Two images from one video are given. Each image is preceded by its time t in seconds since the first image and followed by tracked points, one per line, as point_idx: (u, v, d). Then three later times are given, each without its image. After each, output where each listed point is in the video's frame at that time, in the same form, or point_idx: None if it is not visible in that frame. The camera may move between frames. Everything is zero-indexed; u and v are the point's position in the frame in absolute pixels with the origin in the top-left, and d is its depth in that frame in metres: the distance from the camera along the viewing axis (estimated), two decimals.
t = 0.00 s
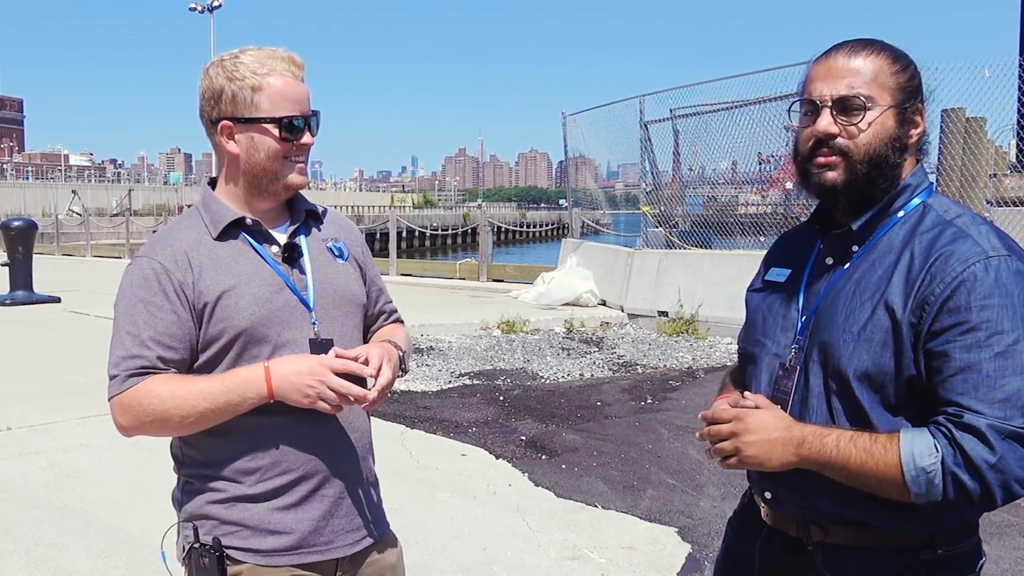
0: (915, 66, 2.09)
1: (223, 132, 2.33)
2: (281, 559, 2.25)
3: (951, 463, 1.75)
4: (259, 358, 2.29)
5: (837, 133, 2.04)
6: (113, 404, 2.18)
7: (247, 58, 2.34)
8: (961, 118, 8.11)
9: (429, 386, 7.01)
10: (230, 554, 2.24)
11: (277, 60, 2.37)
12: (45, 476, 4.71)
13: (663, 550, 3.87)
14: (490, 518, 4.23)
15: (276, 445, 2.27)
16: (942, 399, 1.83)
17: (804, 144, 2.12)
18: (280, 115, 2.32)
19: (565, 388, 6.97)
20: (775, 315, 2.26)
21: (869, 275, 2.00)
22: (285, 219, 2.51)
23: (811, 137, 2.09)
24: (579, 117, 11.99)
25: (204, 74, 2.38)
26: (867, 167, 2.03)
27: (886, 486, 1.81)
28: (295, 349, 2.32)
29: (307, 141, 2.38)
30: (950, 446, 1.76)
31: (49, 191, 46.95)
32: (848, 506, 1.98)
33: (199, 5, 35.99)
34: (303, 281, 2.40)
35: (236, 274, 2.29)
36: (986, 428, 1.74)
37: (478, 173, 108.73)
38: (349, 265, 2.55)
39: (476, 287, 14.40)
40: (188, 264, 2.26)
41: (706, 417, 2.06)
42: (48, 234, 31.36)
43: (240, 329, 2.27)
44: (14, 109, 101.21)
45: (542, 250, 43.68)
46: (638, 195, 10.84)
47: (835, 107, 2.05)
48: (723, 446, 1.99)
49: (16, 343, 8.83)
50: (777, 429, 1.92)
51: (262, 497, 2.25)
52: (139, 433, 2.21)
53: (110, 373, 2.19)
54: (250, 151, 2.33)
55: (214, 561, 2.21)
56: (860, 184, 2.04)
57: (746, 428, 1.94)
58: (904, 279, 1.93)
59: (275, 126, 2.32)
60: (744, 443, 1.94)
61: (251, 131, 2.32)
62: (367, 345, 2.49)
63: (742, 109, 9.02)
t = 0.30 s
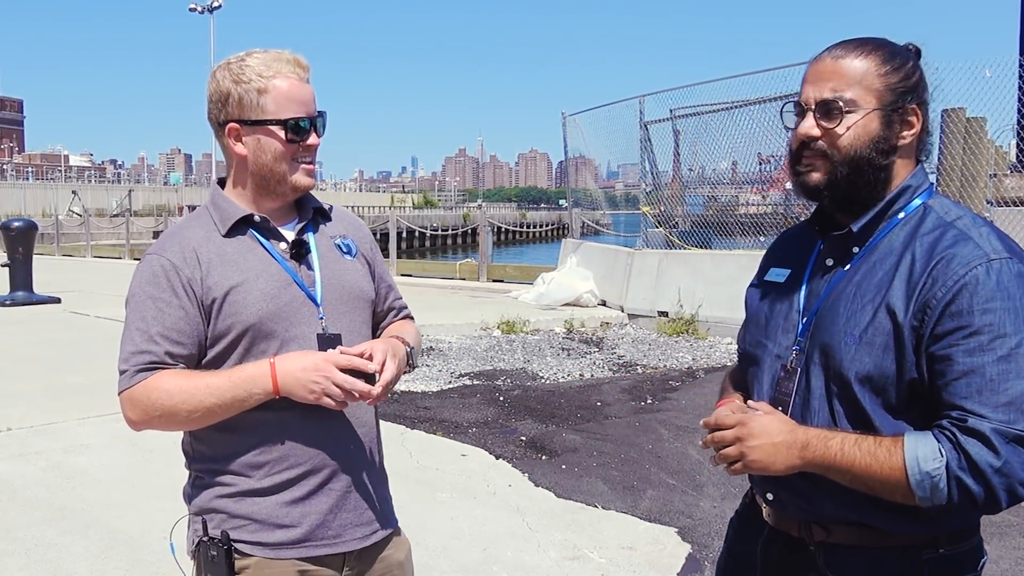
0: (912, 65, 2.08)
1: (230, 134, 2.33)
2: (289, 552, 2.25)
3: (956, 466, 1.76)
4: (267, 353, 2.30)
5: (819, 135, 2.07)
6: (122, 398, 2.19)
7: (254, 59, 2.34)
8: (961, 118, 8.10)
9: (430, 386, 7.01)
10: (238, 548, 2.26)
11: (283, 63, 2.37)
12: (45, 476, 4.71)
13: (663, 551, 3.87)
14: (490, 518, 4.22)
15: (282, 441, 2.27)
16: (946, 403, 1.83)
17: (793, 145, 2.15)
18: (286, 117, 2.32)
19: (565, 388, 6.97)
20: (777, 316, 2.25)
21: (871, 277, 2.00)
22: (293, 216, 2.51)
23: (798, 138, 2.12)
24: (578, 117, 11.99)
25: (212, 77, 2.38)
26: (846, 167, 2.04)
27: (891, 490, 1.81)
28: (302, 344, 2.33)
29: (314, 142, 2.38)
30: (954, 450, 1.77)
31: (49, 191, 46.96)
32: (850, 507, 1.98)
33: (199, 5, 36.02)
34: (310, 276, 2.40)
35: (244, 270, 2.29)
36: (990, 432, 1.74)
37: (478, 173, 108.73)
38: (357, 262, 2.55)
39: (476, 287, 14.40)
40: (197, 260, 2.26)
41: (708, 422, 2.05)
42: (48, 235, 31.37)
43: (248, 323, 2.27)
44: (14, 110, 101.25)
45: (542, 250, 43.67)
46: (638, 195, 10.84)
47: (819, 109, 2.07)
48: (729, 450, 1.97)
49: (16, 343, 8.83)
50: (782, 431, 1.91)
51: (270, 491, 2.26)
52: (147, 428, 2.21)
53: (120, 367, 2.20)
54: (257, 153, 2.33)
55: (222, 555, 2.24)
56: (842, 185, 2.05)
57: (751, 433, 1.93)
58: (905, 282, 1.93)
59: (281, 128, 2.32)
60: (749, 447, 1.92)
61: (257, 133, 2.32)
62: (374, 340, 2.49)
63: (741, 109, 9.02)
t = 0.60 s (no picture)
0: (903, 72, 2.06)
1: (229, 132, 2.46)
2: (293, 546, 2.26)
3: (966, 467, 1.76)
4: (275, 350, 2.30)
5: (793, 140, 2.12)
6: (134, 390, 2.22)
7: (266, 62, 2.43)
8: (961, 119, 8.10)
9: (430, 387, 7.01)
10: (243, 541, 2.27)
11: (281, 66, 2.42)
12: (45, 476, 4.71)
13: (663, 551, 3.87)
14: (490, 519, 4.22)
15: (287, 437, 2.27)
16: (951, 404, 1.83)
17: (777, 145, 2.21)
18: (264, 115, 2.37)
19: (565, 388, 6.97)
20: (777, 315, 2.25)
21: (873, 276, 1.99)
22: (305, 216, 2.52)
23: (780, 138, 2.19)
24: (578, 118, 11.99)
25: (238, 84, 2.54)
26: (815, 174, 2.10)
27: (899, 492, 1.81)
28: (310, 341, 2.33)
29: (291, 141, 2.37)
30: (963, 451, 1.76)
31: (49, 192, 46.97)
32: (847, 507, 1.98)
33: (199, 6, 36.08)
34: (321, 274, 2.41)
35: (254, 267, 2.30)
36: (999, 433, 1.74)
37: (478, 174, 108.74)
38: (370, 261, 2.54)
39: (476, 287, 14.40)
40: (208, 259, 2.28)
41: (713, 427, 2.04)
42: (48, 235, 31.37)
43: (257, 320, 2.28)
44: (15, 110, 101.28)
45: (542, 250, 43.65)
46: (638, 196, 10.84)
47: (796, 115, 2.12)
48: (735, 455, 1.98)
49: (16, 343, 8.82)
50: (787, 433, 1.92)
51: (276, 485, 2.26)
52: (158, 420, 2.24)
53: (132, 362, 2.23)
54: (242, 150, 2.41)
55: (227, 547, 2.25)
56: (811, 190, 2.11)
57: (756, 438, 1.93)
58: (908, 282, 1.93)
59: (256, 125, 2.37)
60: (755, 454, 1.93)
61: (242, 131, 2.40)
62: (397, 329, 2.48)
63: (741, 110, 9.01)
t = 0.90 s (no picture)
0: (902, 74, 2.06)
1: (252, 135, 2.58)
2: (287, 541, 2.33)
3: (965, 466, 1.76)
4: (272, 346, 2.37)
5: (791, 140, 2.14)
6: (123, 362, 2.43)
7: (286, 66, 2.55)
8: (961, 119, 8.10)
9: (430, 387, 7.01)
10: (241, 533, 2.36)
11: (301, 72, 2.53)
12: (46, 477, 4.72)
13: (663, 551, 3.87)
14: (490, 519, 4.23)
15: (285, 433, 2.34)
16: (950, 403, 1.84)
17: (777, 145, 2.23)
18: (282, 118, 2.48)
19: (565, 389, 6.97)
20: (777, 314, 2.26)
21: (872, 274, 2.00)
22: (320, 216, 2.59)
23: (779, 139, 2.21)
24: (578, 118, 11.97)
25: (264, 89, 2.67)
26: (811, 175, 2.11)
27: (898, 491, 1.81)
28: (309, 340, 2.37)
29: (306, 143, 2.46)
30: (964, 450, 1.76)
31: (49, 192, 46.93)
32: (848, 506, 1.98)
33: (200, 6, 36.10)
34: (326, 273, 2.47)
35: (259, 265, 2.42)
36: (998, 431, 1.75)
37: (478, 174, 108.71)
38: (382, 263, 2.56)
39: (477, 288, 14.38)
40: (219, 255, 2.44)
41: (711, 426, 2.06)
42: (48, 236, 31.33)
43: (256, 314, 2.37)
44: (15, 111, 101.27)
45: (542, 251, 43.62)
46: (639, 196, 10.84)
47: (794, 115, 2.13)
48: (734, 455, 1.99)
49: (15, 344, 8.81)
50: (784, 432, 1.93)
51: (272, 479, 2.35)
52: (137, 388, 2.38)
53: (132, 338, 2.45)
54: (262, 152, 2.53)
55: (225, 536, 2.36)
56: (809, 191, 2.12)
57: (755, 438, 1.94)
58: (906, 280, 1.93)
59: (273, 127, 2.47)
60: (753, 453, 1.94)
61: (260, 133, 2.51)
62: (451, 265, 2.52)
63: (741, 110, 9.02)
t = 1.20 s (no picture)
0: (898, 73, 2.06)
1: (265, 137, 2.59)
2: (278, 538, 2.33)
3: (968, 466, 1.76)
4: (270, 341, 2.39)
5: (789, 141, 2.14)
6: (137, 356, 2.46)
7: (297, 71, 2.55)
8: (962, 119, 8.10)
9: (430, 387, 7.01)
10: (234, 527, 2.37)
11: (315, 77, 2.54)
12: (46, 477, 4.72)
13: (663, 551, 3.87)
14: (490, 519, 4.23)
15: (279, 428, 2.35)
16: (950, 403, 1.84)
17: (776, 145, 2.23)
18: (296, 122, 2.48)
19: (565, 389, 6.98)
20: (776, 315, 2.26)
21: (871, 275, 2.00)
22: (333, 217, 2.60)
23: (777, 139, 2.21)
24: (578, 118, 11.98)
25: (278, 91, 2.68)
26: (807, 175, 2.12)
27: (901, 493, 1.81)
28: (307, 336, 2.39)
29: (320, 147, 2.47)
30: (967, 450, 1.76)
31: (50, 192, 46.94)
32: (850, 508, 1.98)
33: (200, 7, 36.13)
34: (330, 272, 2.48)
35: (264, 261, 2.45)
36: (1000, 430, 1.75)
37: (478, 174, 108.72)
38: (389, 264, 2.56)
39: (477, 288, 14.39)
40: (228, 251, 2.49)
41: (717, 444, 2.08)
42: (47, 236, 31.32)
43: (257, 309, 2.40)
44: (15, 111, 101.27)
45: (542, 251, 43.59)
46: (639, 197, 10.84)
47: (792, 116, 2.13)
48: (736, 462, 2.00)
49: (16, 344, 8.81)
50: (785, 440, 1.94)
51: (264, 475, 2.36)
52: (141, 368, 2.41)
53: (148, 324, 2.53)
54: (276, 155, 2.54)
55: (219, 531, 2.37)
56: (806, 192, 2.13)
57: (755, 444, 1.96)
58: (905, 280, 1.93)
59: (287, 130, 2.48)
60: (754, 459, 1.96)
61: (273, 136, 2.53)
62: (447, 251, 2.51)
63: (741, 110, 9.02)
